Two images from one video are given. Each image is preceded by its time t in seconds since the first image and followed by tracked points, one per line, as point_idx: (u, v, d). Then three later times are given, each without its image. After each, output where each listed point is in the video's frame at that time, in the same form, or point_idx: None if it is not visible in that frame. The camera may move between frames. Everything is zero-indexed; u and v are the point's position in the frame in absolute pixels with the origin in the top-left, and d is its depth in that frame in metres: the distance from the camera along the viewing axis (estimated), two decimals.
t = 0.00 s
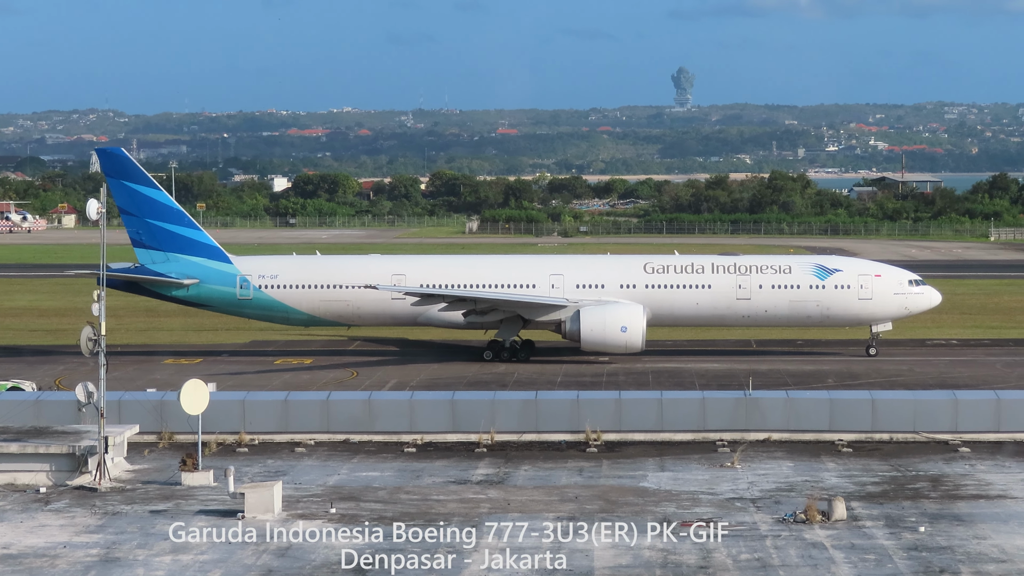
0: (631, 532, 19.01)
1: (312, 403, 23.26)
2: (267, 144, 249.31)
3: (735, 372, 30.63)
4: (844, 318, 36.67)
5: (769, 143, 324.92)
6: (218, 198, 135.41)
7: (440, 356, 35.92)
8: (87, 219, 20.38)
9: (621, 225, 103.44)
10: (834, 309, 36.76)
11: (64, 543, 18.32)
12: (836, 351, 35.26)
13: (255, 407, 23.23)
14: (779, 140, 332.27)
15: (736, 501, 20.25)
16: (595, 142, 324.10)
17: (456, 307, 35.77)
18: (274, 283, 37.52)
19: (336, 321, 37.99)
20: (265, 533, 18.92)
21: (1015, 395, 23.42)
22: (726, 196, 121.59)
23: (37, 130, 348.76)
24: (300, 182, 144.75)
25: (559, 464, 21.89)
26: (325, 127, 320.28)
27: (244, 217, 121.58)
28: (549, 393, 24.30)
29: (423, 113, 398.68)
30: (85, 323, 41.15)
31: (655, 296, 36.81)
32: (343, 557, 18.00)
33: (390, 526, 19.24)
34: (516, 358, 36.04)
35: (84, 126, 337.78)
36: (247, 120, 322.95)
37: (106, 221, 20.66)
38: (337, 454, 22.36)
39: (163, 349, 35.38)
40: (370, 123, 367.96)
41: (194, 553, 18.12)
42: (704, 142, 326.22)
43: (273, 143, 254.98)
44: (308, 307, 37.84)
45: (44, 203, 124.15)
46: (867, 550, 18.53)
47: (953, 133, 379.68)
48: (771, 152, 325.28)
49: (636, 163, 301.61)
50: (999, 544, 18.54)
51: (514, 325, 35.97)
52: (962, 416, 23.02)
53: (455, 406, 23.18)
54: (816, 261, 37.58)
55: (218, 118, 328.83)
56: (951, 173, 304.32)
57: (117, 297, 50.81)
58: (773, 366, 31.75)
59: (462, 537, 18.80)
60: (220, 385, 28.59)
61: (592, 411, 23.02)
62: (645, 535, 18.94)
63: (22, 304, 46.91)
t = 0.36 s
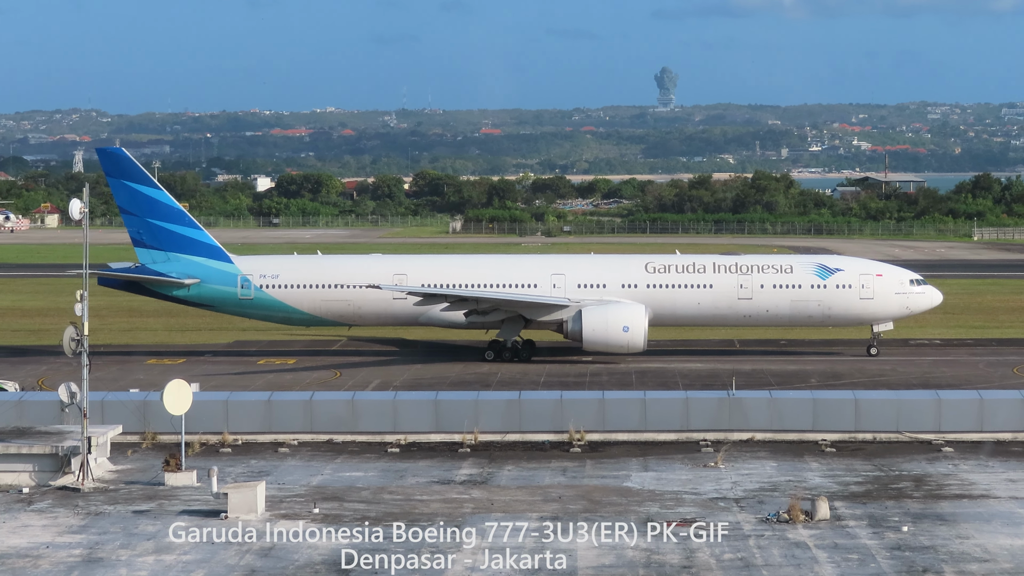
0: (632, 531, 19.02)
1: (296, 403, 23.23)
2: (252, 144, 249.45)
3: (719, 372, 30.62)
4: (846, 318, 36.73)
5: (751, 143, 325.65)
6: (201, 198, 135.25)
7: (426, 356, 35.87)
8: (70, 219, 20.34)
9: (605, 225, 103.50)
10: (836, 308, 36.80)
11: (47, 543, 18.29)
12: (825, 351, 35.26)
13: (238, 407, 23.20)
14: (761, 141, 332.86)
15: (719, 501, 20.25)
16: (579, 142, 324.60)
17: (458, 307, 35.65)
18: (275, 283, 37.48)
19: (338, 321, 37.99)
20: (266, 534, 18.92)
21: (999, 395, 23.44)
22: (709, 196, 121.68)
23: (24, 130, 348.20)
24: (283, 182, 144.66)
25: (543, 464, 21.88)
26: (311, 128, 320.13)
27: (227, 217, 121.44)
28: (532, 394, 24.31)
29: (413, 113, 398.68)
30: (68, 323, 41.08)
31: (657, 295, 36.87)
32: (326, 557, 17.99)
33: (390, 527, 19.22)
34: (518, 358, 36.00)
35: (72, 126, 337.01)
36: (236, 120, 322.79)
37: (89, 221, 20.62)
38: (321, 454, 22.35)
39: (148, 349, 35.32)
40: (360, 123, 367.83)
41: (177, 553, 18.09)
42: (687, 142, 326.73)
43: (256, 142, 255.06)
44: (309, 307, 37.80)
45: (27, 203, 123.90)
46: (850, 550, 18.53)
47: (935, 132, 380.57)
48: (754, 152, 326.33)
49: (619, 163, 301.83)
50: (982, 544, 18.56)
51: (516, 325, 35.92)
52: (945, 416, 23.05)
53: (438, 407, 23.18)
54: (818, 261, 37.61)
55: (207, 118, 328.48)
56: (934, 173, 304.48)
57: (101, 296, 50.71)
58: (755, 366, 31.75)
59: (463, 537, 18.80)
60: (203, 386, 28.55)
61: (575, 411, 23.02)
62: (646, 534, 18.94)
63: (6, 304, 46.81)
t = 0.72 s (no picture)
0: (631, 532, 19.04)
1: (279, 404, 23.23)
2: (237, 143, 248.89)
3: (701, 372, 30.67)
4: (846, 319, 36.77)
5: (734, 144, 326.47)
6: (184, 199, 135.27)
7: (412, 357, 35.86)
8: (52, 220, 20.34)
9: (588, 226, 103.46)
10: (836, 309, 36.84)
11: (29, 545, 18.27)
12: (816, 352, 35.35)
13: (221, 407, 23.21)
14: (744, 141, 333.43)
15: (702, 501, 20.27)
16: (560, 143, 325.11)
17: (459, 308, 35.59)
18: (276, 284, 37.49)
19: (338, 322, 38.00)
20: (265, 534, 18.94)
21: (982, 395, 23.48)
22: (691, 197, 121.87)
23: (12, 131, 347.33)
24: (266, 183, 144.49)
25: (526, 464, 21.90)
26: (298, 129, 320.00)
27: (208, 218, 121.29)
28: (515, 395, 24.34)
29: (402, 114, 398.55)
30: (50, 325, 40.99)
31: (658, 296, 36.88)
32: (309, 558, 17.98)
33: (390, 527, 19.24)
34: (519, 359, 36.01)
35: (57, 126, 335.85)
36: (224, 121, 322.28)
37: (72, 223, 20.62)
38: (303, 455, 22.35)
39: (131, 350, 35.26)
40: (350, 124, 367.42)
41: (160, 554, 18.06)
42: (669, 143, 327.75)
43: (240, 141, 254.75)
44: (309, 308, 37.80)
45: (8, 203, 123.55)
46: (833, 550, 18.55)
47: (917, 133, 381.42)
48: (737, 152, 327.72)
49: (602, 163, 302.49)
50: (965, 544, 18.59)
51: (516, 326, 35.93)
52: (927, 416, 23.09)
53: (421, 407, 23.18)
54: (819, 261, 37.62)
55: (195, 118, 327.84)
56: (917, 173, 304.81)
57: (84, 298, 50.64)
58: (738, 366, 31.83)
59: (463, 537, 18.82)
60: (187, 386, 28.52)
61: (558, 412, 23.04)
62: (646, 534, 18.97)
63: None
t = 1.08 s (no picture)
0: (630, 532, 19.09)
1: (263, 405, 23.23)
2: (223, 144, 248.29)
3: (686, 373, 30.66)
4: (849, 320, 36.87)
5: (719, 145, 326.89)
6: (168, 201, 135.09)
7: (399, 358, 35.84)
8: (36, 222, 20.28)
9: (573, 227, 103.40)
10: (838, 310, 36.94)
11: (13, 547, 18.24)
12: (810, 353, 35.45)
13: (205, 409, 23.16)
14: (729, 143, 333.81)
15: (686, 503, 20.28)
16: (544, 144, 325.19)
17: (462, 310, 35.71)
18: (278, 285, 37.50)
19: (341, 324, 38.09)
20: (265, 534, 18.97)
21: (966, 396, 23.53)
22: (676, 198, 121.86)
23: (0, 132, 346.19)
24: (250, 185, 144.15)
25: (511, 466, 21.89)
26: (287, 129, 319.46)
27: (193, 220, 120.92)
28: (499, 396, 24.33)
29: (394, 115, 398.24)
30: (35, 326, 40.88)
31: (660, 297, 36.95)
32: (294, 560, 17.96)
33: (390, 527, 19.28)
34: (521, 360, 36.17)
35: (46, 127, 334.96)
36: (213, 123, 321.70)
37: (56, 224, 20.56)
38: (288, 457, 22.33)
39: (117, 351, 35.21)
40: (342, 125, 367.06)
41: (144, 556, 18.05)
42: (655, 144, 328.05)
43: (225, 142, 254.27)
44: (311, 310, 37.86)
45: None
46: (817, 551, 18.55)
47: (903, 134, 381.99)
48: (723, 154, 328.88)
49: (586, 164, 303.95)
50: (949, 545, 18.62)
51: (519, 326, 36.03)
52: (911, 418, 23.11)
53: (405, 409, 23.18)
54: (821, 262, 37.70)
55: (185, 118, 327.18)
56: (901, 175, 305.35)
57: (68, 299, 50.51)
58: (722, 368, 31.82)
59: (463, 537, 18.86)
60: (172, 388, 28.47)
61: (542, 413, 23.05)
62: (647, 535, 19.00)
63: None
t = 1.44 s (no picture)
0: (629, 533, 19.08)
1: (249, 406, 23.22)
2: (208, 144, 248.50)
3: (673, 374, 30.64)
4: (853, 320, 36.96)
5: (705, 146, 327.53)
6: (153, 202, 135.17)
7: (388, 358, 35.83)
8: (22, 222, 20.26)
9: (559, 227, 103.41)
10: (842, 310, 37.03)
11: None
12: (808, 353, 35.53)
13: (191, 409, 23.12)
14: (715, 143, 334.23)
15: (673, 503, 20.28)
16: (531, 144, 325.46)
17: (467, 310, 35.78)
18: (282, 286, 37.44)
19: (345, 323, 38.13)
20: (264, 534, 18.98)
21: (952, 396, 23.56)
22: (662, 199, 122.09)
23: None
24: (236, 185, 144.11)
25: (497, 467, 21.88)
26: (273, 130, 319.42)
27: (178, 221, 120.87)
28: (485, 396, 24.32)
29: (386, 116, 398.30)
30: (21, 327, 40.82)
31: (664, 297, 37.00)
32: (279, 560, 17.96)
33: (389, 527, 19.31)
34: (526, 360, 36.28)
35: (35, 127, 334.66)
36: (201, 124, 321.58)
37: (42, 225, 20.54)
38: (273, 457, 22.32)
39: (104, 352, 35.17)
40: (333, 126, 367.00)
41: (130, 557, 18.03)
42: (640, 145, 328.75)
43: (211, 143, 254.24)
44: (316, 310, 37.86)
45: None
46: (803, 551, 18.55)
47: (887, 134, 382.78)
48: (707, 155, 330.12)
49: (572, 164, 304.51)
50: (935, 545, 18.62)
51: (524, 327, 36.05)
52: (897, 418, 23.13)
53: (391, 408, 23.16)
54: (825, 262, 37.78)
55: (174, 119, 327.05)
56: (887, 175, 305.67)
57: (54, 300, 50.46)
58: (707, 369, 31.82)
59: (462, 537, 18.87)
60: (157, 388, 28.47)
61: (528, 413, 23.04)
62: (646, 535, 18.99)
63: None
